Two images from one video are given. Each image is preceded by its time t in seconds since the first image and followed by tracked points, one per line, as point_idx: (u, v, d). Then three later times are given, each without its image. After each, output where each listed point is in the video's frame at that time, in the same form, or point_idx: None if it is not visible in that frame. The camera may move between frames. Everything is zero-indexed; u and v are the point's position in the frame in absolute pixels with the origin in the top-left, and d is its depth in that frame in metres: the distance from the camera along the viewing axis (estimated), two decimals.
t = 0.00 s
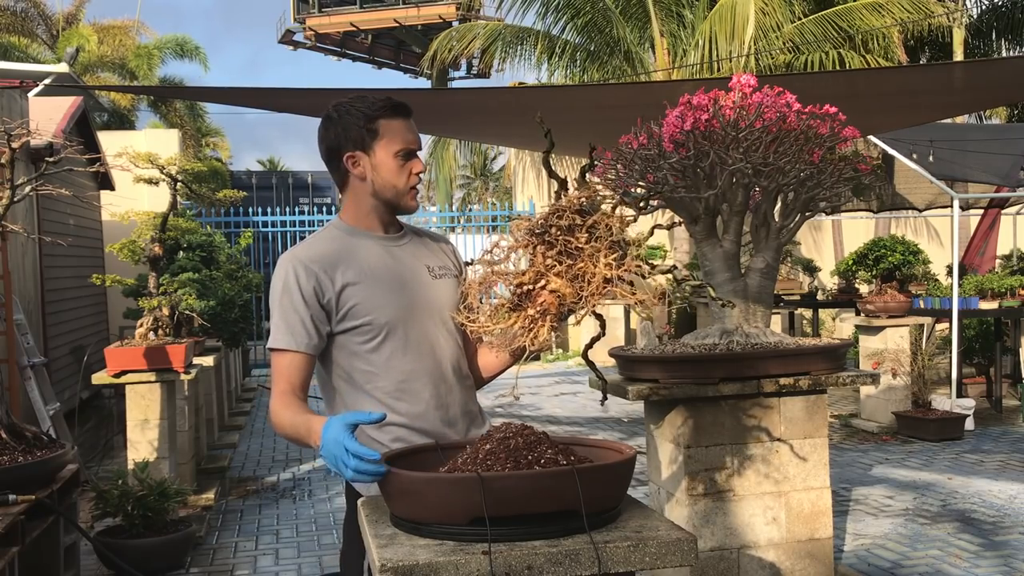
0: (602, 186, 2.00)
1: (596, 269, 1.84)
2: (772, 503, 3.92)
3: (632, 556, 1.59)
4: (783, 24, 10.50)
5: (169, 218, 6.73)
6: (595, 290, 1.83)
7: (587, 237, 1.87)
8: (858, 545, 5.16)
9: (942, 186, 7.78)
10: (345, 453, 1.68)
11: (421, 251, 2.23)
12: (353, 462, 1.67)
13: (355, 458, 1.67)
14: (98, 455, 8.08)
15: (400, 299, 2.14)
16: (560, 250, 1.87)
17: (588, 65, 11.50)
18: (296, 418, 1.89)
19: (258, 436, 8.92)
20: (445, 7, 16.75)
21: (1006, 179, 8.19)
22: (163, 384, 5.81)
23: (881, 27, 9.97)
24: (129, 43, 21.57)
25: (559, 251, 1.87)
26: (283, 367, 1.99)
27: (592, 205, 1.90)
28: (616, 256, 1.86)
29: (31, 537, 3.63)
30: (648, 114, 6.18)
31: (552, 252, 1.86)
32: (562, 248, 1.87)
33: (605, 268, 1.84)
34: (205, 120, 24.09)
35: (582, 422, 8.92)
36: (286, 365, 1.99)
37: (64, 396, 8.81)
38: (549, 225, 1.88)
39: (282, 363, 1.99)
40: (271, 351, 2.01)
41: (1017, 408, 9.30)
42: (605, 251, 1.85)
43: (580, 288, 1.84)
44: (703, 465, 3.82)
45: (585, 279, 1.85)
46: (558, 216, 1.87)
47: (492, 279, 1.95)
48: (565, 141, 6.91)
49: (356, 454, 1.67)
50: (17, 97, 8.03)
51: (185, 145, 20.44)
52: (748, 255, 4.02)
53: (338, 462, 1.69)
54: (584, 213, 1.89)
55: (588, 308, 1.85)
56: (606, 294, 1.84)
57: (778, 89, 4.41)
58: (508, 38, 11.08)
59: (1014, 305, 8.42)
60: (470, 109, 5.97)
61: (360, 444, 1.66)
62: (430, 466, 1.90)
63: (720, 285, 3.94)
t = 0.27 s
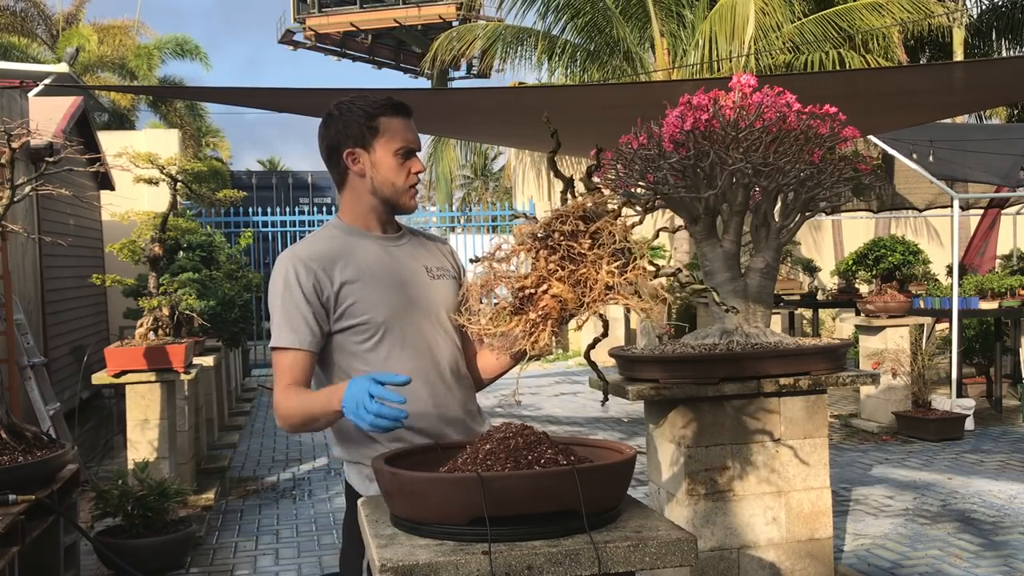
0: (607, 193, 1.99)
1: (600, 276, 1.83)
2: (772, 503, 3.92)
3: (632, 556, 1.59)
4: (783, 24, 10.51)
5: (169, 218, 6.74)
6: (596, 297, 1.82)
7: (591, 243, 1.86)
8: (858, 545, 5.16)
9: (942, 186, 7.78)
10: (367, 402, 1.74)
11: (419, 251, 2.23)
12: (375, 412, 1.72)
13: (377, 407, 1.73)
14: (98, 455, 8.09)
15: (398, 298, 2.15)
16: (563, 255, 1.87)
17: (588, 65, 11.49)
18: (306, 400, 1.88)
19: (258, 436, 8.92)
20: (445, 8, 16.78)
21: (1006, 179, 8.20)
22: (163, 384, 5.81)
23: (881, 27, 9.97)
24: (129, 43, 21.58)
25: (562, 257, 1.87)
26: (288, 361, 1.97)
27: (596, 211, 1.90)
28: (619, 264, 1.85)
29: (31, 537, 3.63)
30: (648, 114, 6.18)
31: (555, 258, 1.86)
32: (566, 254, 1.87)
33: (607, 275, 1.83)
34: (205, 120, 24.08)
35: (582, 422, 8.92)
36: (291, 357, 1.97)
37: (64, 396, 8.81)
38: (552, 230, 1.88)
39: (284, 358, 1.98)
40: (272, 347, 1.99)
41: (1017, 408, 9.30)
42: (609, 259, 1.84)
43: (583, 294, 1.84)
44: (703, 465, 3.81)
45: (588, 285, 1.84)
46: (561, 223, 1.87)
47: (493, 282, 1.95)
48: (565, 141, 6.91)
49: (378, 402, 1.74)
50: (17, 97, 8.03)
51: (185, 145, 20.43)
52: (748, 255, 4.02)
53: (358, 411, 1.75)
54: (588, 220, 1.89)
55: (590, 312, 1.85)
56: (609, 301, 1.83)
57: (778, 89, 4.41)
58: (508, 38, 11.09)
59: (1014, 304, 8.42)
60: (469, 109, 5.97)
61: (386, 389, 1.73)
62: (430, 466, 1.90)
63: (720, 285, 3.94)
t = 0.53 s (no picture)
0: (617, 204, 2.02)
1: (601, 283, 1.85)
2: (772, 503, 3.93)
3: (632, 556, 1.59)
4: (783, 24, 10.51)
5: (169, 218, 6.74)
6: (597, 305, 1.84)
7: (593, 252, 1.88)
8: (858, 545, 5.16)
9: (942, 186, 7.79)
10: (529, 321, 1.74)
11: (415, 251, 2.27)
12: (540, 316, 1.75)
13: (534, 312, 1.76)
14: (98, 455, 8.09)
15: (406, 295, 2.17)
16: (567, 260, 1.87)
17: (588, 65, 11.49)
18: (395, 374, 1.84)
19: (258, 436, 8.92)
20: (445, 7, 16.78)
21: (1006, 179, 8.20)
22: (163, 383, 5.81)
23: (881, 27, 9.96)
24: (129, 43, 21.58)
25: (566, 261, 1.87)
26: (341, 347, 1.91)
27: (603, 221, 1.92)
28: (620, 276, 1.87)
29: (31, 537, 3.63)
30: (648, 114, 6.18)
31: (559, 261, 1.87)
32: (569, 259, 1.87)
33: (609, 285, 1.85)
34: (205, 120, 24.07)
35: (582, 422, 8.92)
36: (334, 344, 1.91)
37: (64, 396, 8.81)
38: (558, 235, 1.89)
39: (325, 347, 1.92)
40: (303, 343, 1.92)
41: (1017, 408, 9.30)
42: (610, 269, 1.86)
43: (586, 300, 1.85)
44: (703, 465, 3.81)
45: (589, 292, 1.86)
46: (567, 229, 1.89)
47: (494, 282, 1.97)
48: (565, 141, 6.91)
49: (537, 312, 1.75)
50: (17, 97, 8.03)
51: (185, 145, 20.43)
52: (748, 256, 4.01)
53: (526, 330, 1.74)
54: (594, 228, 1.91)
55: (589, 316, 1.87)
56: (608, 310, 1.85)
57: (778, 89, 4.41)
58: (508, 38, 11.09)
59: (1014, 304, 8.42)
60: (469, 109, 5.97)
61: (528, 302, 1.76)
62: (429, 466, 1.89)
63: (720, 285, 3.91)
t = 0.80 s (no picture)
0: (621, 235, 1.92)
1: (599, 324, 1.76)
2: (772, 503, 3.93)
3: (632, 556, 1.59)
4: (783, 24, 10.51)
5: (169, 218, 6.74)
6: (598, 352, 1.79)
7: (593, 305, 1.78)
8: (858, 545, 5.16)
9: (942, 186, 7.79)
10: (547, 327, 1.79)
11: (404, 252, 2.27)
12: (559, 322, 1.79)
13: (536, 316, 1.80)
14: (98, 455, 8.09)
15: (401, 296, 2.17)
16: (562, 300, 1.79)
17: (588, 65, 11.49)
18: (420, 378, 1.83)
19: (258, 436, 8.92)
20: (445, 7, 16.79)
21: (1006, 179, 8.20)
22: (163, 384, 5.81)
23: (881, 27, 9.96)
24: (129, 43, 21.58)
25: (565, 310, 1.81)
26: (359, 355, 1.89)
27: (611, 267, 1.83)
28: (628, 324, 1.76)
29: (31, 537, 3.63)
30: (648, 114, 6.18)
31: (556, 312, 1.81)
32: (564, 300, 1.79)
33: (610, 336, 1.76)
34: (205, 120, 24.06)
35: (582, 422, 8.92)
36: (351, 352, 1.89)
37: (64, 396, 8.81)
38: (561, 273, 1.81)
39: (341, 357, 1.90)
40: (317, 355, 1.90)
41: (1017, 408, 9.30)
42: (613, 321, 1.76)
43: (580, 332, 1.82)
44: (703, 465, 3.81)
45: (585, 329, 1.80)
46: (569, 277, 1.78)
47: (492, 315, 1.94)
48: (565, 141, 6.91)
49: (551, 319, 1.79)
50: (17, 97, 8.03)
51: (185, 145, 20.43)
52: (748, 256, 4.01)
53: (547, 335, 1.79)
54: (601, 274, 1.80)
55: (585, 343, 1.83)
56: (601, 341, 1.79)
57: (778, 89, 4.41)
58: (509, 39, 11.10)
59: (1014, 304, 8.42)
60: (469, 109, 5.97)
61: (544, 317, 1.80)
62: (429, 466, 1.89)
63: (719, 285, 3.95)
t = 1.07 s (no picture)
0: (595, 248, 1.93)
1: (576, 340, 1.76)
2: (772, 503, 3.93)
3: (632, 556, 1.59)
4: (783, 24, 10.51)
5: (169, 218, 6.74)
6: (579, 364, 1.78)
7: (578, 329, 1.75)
8: (858, 545, 5.16)
9: (943, 186, 7.79)
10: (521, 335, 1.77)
11: (366, 254, 2.24)
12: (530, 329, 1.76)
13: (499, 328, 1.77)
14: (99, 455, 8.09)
15: (367, 301, 2.14)
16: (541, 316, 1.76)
17: (588, 65, 11.49)
18: (390, 393, 1.82)
19: (258, 436, 8.92)
20: (445, 8, 16.80)
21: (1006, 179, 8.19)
22: (163, 383, 5.81)
23: (881, 27, 9.96)
24: (129, 43, 21.58)
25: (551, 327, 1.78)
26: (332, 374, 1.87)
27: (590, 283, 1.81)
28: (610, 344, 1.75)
29: (31, 537, 3.63)
30: (648, 114, 6.18)
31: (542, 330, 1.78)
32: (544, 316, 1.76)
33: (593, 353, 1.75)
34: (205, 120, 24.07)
35: (582, 422, 8.92)
36: (322, 369, 1.87)
37: (64, 396, 8.81)
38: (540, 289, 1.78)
39: (313, 374, 1.87)
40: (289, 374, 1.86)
41: (1017, 408, 9.30)
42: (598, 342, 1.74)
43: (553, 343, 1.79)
44: (703, 464, 3.80)
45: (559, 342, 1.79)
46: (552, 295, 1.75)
47: (462, 323, 1.86)
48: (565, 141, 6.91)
49: (525, 327, 1.76)
50: (17, 97, 8.03)
51: (185, 145, 20.43)
52: (748, 256, 4.02)
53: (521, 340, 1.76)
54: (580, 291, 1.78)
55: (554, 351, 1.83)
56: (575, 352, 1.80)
57: (778, 89, 4.41)
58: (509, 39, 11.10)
59: (1014, 304, 8.43)
60: (469, 109, 5.97)
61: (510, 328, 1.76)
62: (429, 466, 1.89)
63: (719, 285, 3.93)
